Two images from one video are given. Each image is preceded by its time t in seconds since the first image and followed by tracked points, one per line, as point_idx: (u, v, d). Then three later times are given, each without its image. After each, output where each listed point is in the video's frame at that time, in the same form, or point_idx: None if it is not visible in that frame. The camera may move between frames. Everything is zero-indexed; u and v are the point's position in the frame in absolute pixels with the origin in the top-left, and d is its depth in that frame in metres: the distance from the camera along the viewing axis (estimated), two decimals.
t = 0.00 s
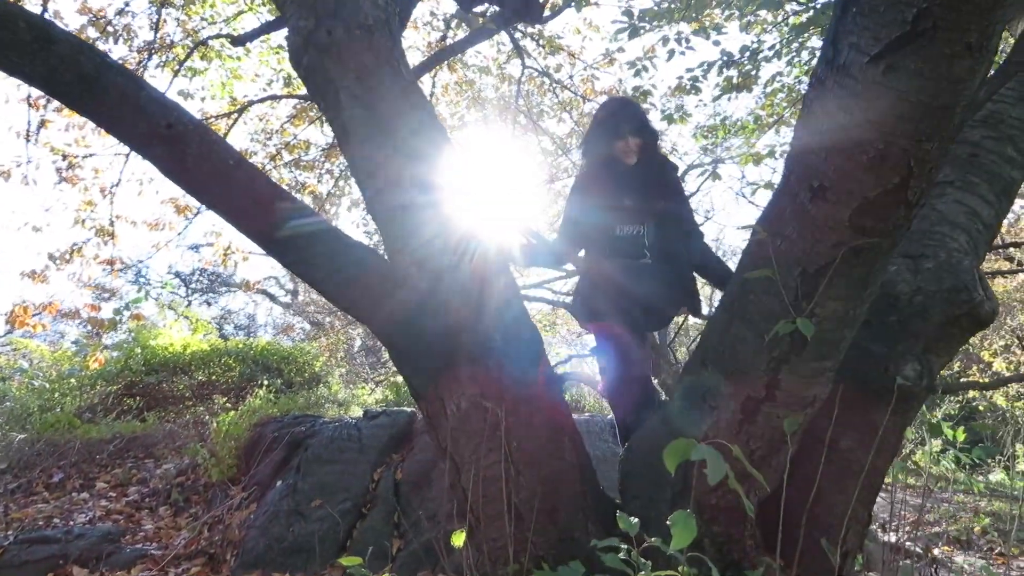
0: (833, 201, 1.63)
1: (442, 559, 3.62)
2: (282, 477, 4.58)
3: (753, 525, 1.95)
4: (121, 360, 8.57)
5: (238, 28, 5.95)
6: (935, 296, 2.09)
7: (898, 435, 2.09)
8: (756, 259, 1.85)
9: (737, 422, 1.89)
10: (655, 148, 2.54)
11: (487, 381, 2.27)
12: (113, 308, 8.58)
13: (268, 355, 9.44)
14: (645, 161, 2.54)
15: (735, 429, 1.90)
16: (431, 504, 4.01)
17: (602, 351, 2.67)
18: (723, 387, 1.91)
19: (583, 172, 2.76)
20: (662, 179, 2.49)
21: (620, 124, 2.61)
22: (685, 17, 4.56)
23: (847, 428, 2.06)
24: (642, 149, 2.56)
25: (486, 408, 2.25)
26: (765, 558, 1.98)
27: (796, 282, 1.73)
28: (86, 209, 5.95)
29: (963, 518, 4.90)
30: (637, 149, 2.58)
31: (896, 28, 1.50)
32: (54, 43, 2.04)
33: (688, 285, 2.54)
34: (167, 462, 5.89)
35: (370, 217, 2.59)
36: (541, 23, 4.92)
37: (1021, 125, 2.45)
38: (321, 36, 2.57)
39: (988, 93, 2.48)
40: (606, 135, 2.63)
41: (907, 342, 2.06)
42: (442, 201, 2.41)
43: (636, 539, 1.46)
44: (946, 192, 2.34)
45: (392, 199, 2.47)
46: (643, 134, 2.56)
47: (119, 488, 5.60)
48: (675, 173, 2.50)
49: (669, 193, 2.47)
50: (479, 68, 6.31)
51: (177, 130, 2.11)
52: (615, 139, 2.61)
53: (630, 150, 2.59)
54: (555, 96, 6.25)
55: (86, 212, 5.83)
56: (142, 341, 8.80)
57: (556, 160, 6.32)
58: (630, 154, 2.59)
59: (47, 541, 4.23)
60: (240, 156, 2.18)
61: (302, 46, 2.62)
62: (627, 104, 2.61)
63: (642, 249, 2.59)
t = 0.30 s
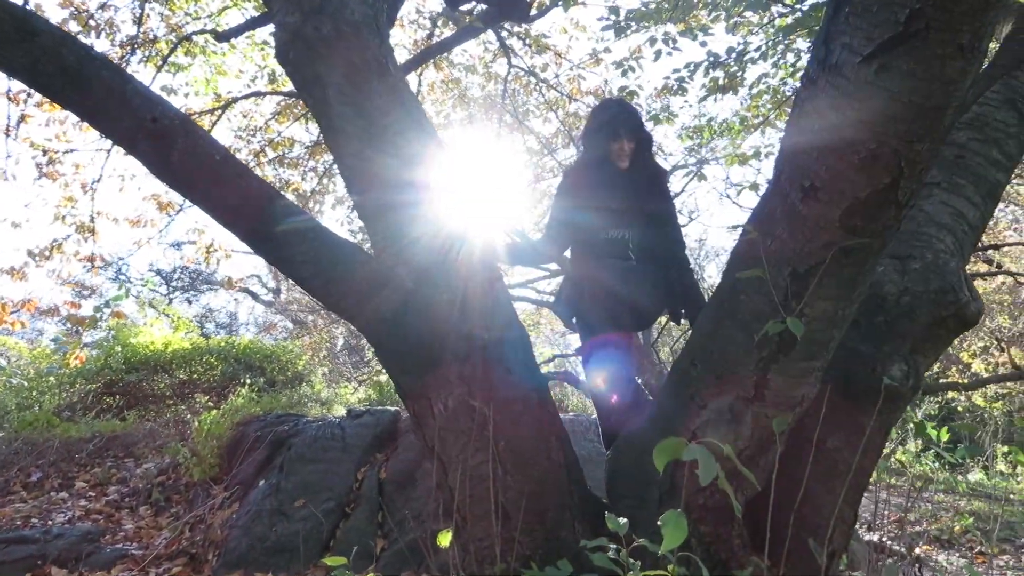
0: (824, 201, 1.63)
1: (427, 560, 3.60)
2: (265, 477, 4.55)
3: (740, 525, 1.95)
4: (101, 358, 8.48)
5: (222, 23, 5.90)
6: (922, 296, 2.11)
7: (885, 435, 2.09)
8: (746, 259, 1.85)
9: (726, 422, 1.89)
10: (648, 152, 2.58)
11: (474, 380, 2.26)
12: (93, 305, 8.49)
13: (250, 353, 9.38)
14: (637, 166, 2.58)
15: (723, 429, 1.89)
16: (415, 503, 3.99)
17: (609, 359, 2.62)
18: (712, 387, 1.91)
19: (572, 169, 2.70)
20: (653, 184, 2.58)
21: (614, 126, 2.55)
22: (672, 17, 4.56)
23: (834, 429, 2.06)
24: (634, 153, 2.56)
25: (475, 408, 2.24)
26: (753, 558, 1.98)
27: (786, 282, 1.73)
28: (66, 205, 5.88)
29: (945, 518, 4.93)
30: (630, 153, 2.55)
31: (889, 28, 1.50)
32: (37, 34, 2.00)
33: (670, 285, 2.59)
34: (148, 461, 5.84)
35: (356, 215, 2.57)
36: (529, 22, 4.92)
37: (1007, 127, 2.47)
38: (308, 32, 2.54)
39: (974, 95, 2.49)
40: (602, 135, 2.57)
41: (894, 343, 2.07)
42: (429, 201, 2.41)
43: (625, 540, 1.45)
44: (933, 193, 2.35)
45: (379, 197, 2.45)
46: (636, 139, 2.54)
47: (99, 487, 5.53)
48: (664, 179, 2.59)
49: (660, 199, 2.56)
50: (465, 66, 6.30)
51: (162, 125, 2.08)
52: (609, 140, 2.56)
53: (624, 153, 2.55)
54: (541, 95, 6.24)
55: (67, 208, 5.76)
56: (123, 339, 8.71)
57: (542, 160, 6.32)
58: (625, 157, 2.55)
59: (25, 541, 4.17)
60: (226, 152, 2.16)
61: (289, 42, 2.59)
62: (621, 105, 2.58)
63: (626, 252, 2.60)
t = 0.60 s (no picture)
0: (804, 199, 1.63)
1: (407, 557, 3.59)
2: (244, 474, 4.52)
3: (717, 522, 1.96)
4: (80, 354, 8.40)
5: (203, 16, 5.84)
6: (901, 295, 2.11)
7: (863, 433, 2.10)
8: (726, 255, 1.84)
9: (706, 419, 1.89)
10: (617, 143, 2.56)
11: (454, 376, 2.25)
12: (71, 301, 8.40)
13: (231, 349, 9.31)
14: (610, 158, 2.56)
15: (702, 427, 1.89)
16: (396, 501, 3.97)
17: (619, 360, 2.62)
18: (692, 385, 1.91)
19: (552, 171, 2.72)
20: (630, 176, 2.55)
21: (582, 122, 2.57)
22: (656, 16, 4.56)
23: (813, 425, 2.07)
24: (603, 146, 2.56)
25: (455, 406, 2.23)
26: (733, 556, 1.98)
27: (764, 280, 1.74)
28: (44, 199, 5.81)
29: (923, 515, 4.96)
30: (599, 149, 2.57)
31: (869, 27, 1.49)
32: (12, 25, 1.97)
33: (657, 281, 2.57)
34: (127, 459, 5.78)
35: (337, 210, 2.55)
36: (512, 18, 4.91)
37: (985, 127, 2.49)
38: (290, 26, 2.52)
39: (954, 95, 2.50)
40: (570, 134, 2.61)
41: (872, 341, 2.08)
42: (412, 196, 2.38)
43: (604, 536, 1.45)
44: (912, 192, 2.36)
45: (360, 193, 2.43)
46: (600, 132, 2.55)
47: (76, 484, 5.48)
48: (643, 170, 2.56)
49: (638, 191, 2.53)
50: (448, 63, 6.28)
51: (141, 118, 2.05)
52: (578, 138, 2.59)
53: (592, 150, 2.58)
54: (525, 92, 6.22)
55: (44, 202, 5.69)
56: (101, 335, 8.62)
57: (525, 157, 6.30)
58: (596, 153, 2.58)
59: None
60: (205, 146, 2.13)
61: (271, 36, 2.56)
62: (587, 99, 2.58)
63: (611, 247, 2.59)
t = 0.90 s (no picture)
0: (782, 196, 1.62)
1: (391, 557, 3.56)
2: (227, 474, 4.48)
3: (698, 520, 1.94)
4: (63, 354, 8.33)
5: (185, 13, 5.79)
6: (883, 292, 2.10)
7: (845, 430, 2.09)
8: (706, 252, 1.83)
9: (686, 417, 1.87)
10: (579, 141, 2.54)
11: (434, 375, 2.23)
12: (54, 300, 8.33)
13: (216, 349, 9.25)
14: (572, 158, 2.53)
15: (683, 424, 1.88)
16: (379, 501, 3.95)
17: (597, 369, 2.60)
18: (672, 383, 1.89)
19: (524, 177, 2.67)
20: (605, 173, 2.50)
21: (540, 124, 2.53)
22: (641, 13, 4.55)
23: (794, 422, 2.06)
24: (561, 147, 2.53)
25: (433, 404, 2.21)
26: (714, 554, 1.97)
27: (743, 277, 1.72)
28: (25, 197, 5.75)
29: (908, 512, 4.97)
30: (557, 151, 2.54)
31: (846, 20, 1.47)
32: None
33: (639, 277, 2.52)
34: (110, 459, 5.73)
35: (317, 209, 2.52)
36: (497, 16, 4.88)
37: (967, 124, 2.48)
38: (268, 20, 2.46)
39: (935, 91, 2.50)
40: (529, 139, 2.58)
41: (853, 338, 2.07)
42: (392, 195, 2.36)
43: (579, 535, 1.43)
44: (894, 188, 2.35)
45: (341, 190, 2.40)
46: (557, 135, 2.53)
47: (58, 485, 5.43)
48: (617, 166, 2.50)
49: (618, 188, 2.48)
50: (434, 60, 6.25)
51: (113, 114, 2.02)
52: (537, 142, 2.56)
53: (550, 153, 2.55)
54: (511, 90, 6.20)
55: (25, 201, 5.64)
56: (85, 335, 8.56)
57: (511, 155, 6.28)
58: (556, 155, 2.54)
59: None
60: (179, 143, 2.11)
61: (248, 31, 2.51)
62: (546, 99, 2.57)
63: (592, 245, 2.56)
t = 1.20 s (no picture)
0: (762, 190, 1.59)
1: (381, 558, 3.54)
2: (218, 476, 4.46)
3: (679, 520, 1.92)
4: (57, 356, 8.31)
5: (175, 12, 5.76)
6: (867, 288, 2.08)
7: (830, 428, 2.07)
8: (687, 249, 1.80)
9: (667, 416, 1.85)
10: (567, 135, 2.50)
11: (417, 374, 2.20)
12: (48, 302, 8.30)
13: (211, 349, 9.23)
14: (555, 150, 2.51)
15: (665, 423, 1.86)
16: (370, 501, 3.93)
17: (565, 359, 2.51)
18: (653, 382, 1.87)
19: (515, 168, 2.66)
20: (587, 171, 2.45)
21: (524, 113, 2.50)
22: (631, 10, 4.52)
23: (779, 420, 2.03)
24: (545, 138, 2.51)
25: (415, 404, 2.20)
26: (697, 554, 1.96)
27: (723, 273, 1.70)
28: (15, 199, 5.73)
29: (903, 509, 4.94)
30: (540, 140, 2.51)
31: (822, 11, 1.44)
32: None
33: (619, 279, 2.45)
34: (102, 461, 5.71)
35: (300, 208, 2.48)
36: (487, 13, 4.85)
37: (953, 117, 2.46)
38: (247, 18, 2.41)
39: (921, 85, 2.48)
40: (513, 127, 2.55)
41: (838, 334, 2.05)
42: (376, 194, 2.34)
43: (554, 536, 1.41)
44: (879, 183, 2.33)
45: (324, 189, 2.37)
46: (541, 124, 2.49)
47: (50, 487, 5.42)
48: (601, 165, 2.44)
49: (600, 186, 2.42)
50: (426, 58, 6.22)
51: (85, 112, 2.00)
52: (522, 130, 2.54)
53: (535, 140, 2.52)
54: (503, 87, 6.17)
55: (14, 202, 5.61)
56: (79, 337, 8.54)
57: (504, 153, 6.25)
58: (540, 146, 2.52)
59: None
60: (154, 141, 2.07)
61: (227, 28, 2.47)
62: (539, 90, 2.54)
63: (575, 244, 2.54)
